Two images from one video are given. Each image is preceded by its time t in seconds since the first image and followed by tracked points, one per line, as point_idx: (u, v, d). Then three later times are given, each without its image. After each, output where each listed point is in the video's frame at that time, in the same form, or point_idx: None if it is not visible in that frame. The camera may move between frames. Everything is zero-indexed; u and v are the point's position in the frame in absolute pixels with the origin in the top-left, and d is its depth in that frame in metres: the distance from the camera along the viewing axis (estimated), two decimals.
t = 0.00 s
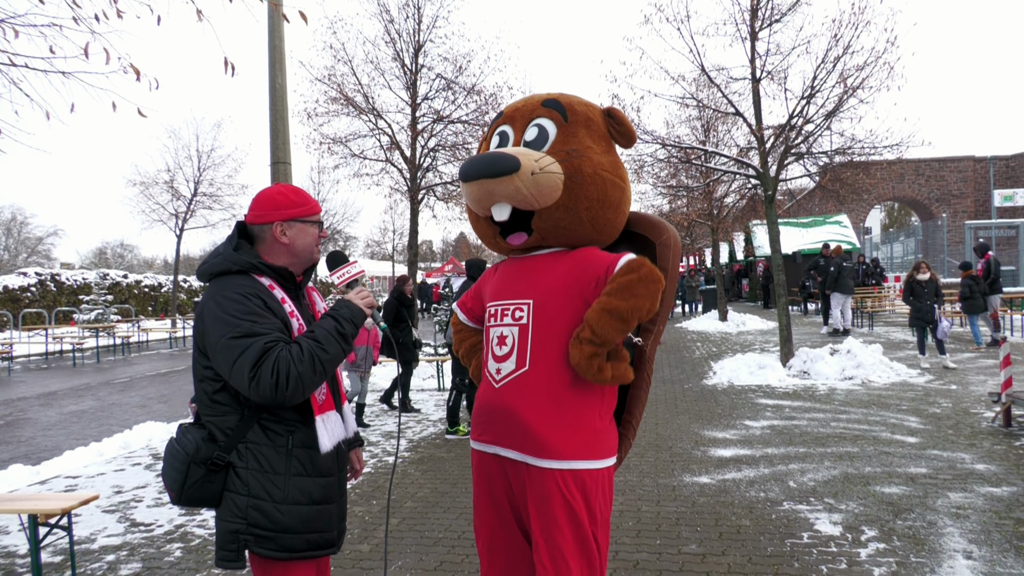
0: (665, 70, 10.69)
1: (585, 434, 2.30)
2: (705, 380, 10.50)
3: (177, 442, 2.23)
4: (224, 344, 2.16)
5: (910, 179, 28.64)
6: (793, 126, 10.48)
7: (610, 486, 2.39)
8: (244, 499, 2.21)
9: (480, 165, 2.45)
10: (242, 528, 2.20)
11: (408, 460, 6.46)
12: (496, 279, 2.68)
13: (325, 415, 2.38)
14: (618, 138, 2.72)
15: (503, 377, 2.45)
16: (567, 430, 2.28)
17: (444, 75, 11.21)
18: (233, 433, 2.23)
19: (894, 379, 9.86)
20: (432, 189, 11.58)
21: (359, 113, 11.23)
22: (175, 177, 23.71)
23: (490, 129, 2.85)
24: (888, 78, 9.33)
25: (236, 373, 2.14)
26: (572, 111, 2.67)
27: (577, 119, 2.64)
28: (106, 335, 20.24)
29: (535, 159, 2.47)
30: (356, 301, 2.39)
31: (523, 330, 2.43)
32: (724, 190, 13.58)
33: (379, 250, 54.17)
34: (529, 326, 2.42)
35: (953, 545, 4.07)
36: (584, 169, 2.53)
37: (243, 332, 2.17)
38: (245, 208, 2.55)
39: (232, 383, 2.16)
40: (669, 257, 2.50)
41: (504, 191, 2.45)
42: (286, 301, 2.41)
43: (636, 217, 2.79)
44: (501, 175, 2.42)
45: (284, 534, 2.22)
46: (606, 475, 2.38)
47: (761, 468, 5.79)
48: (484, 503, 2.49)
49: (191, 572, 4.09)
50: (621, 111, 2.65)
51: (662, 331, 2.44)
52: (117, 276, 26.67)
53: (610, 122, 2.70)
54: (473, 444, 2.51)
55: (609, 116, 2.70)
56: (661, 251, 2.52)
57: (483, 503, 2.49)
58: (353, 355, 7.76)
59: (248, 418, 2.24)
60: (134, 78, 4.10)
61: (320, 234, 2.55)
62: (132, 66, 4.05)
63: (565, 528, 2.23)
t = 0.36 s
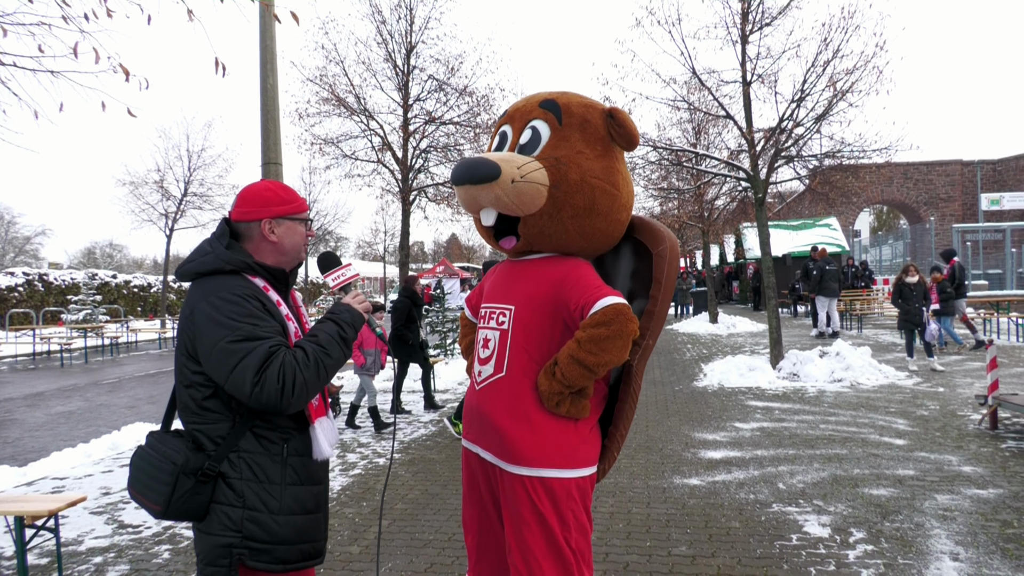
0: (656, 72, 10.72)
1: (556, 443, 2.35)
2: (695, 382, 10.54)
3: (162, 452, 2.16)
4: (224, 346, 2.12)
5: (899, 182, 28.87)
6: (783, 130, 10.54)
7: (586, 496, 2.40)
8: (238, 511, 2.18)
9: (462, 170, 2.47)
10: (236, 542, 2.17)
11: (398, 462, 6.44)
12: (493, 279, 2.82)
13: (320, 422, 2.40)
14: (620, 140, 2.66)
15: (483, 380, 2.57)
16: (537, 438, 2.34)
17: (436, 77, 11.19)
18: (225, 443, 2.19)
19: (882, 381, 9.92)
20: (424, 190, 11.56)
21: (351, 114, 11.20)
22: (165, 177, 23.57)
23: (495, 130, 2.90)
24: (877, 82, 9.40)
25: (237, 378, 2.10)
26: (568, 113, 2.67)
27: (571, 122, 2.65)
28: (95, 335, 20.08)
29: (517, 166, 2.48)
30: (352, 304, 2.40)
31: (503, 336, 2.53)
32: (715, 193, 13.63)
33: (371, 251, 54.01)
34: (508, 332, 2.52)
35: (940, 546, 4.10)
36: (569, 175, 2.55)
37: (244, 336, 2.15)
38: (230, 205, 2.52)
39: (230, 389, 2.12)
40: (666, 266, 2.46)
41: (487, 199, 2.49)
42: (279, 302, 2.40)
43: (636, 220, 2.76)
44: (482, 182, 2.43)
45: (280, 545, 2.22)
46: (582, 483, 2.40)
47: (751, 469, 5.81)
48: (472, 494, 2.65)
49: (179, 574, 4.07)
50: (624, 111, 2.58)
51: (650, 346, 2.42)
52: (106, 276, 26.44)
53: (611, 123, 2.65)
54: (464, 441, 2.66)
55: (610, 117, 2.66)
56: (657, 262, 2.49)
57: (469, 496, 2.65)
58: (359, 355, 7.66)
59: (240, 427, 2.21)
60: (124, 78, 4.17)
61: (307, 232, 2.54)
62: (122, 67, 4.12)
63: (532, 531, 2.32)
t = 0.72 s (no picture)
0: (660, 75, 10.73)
1: (561, 446, 2.34)
2: (697, 385, 10.52)
3: (171, 461, 2.14)
4: (229, 350, 2.11)
5: (902, 186, 28.84)
6: (786, 133, 10.54)
7: (590, 498, 2.41)
8: (254, 513, 2.19)
9: (467, 172, 2.46)
10: (254, 544, 2.19)
11: (400, 464, 6.44)
12: (497, 280, 2.82)
13: (327, 420, 2.45)
14: (624, 141, 2.67)
15: (487, 382, 2.57)
16: (542, 441, 2.34)
17: (439, 78, 11.20)
18: (235, 446, 2.19)
19: (885, 385, 9.90)
20: (427, 191, 11.57)
21: (354, 115, 11.21)
22: (169, 177, 23.64)
23: (498, 131, 2.90)
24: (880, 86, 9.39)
25: (241, 383, 2.09)
26: (572, 114, 2.67)
27: (575, 123, 2.65)
28: (97, 335, 20.11)
29: (521, 168, 2.48)
30: (353, 309, 2.40)
31: (507, 338, 2.54)
32: (717, 196, 13.62)
33: (373, 252, 54.03)
34: (512, 334, 2.53)
35: (942, 551, 4.09)
36: (574, 177, 2.55)
37: (248, 340, 2.13)
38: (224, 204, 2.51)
39: (233, 392, 2.11)
40: (670, 268, 2.46)
41: (491, 200, 2.48)
42: (281, 303, 2.41)
43: (639, 221, 2.76)
44: (487, 184, 2.42)
45: (297, 545, 2.24)
46: (586, 486, 2.39)
47: (753, 473, 5.80)
48: (474, 496, 2.65)
49: (181, 573, 4.07)
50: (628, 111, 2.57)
51: (655, 349, 2.42)
52: (109, 276, 26.50)
53: (615, 124, 2.66)
54: (466, 443, 2.66)
55: (615, 118, 2.66)
56: (661, 263, 2.49)
57: (473, 500, 2.65)
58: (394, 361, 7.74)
59: (249, 429, 2.21)
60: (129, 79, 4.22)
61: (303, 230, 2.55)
62: (127, 67, 4.18)
63: (536, 534, 2.32)
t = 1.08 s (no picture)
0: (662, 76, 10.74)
1: (563, 447, 2.34)
2: (699, 387, 10.50)
3: (167, 464, 2.14)
4: (221, 357, 2.11)
5: (904, 187, 28.80)
6: (788, 134, 10.54)
7: (592, 499, 2.41)
8: (250, 516, 2.20)
9: (468, 176, 2.46)
10: (250, 547, 2.19)
11: (401, 465, 6.44)
12: (500, 281, 2.83)
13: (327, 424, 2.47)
14: (625, 142, 2.68)
15: (489, 382, 2.58)
16: (545, 441, 2.34)
17: (441, 80, 11.21)
18: (231, 449, 2.19)
19: (887, 387, 9.89)
20: (429, 193, 11.57)
21: (356, 117, 11.22)
22: (171, 178, 23.69)
23: (499, 134, 2.90)
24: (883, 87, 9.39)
25: (233, 388, 2.09)
26: (573, 116, 2.68)
27: (576, 125, 2.65)
28: (100, 335, 20.13)
29: (522, 171, 2.48)
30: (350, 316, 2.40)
31: (511, 339, 2.54)
32: (719, 198, 13.61)
33: (375, 253, 54.02)
34: (516, 334, 2.53)
35: (945, 553, 4.08)
36: (575, 179, 2.55)
37: (241, 345, 2.13)
38: (234, 204, 2.52)
39: (226, 397, 2.11)
40: (674, 271, 2.46)
41: (493, 205, 2.48)
42: (277, 307, 2.41)
43: (643, 224, 2.76)
44: (489, 188, 2.42)
45: (294, 547, 2.25)
46: (588, 488, 2.39)
47: (755, 475, 5.79)
48: (475, 496, 2.65)
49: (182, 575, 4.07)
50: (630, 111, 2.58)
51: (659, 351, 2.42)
52: (111, 276, 26.55)
53: (617, 125, 2.66)
54: (468, 442, 2.66)
55: (616, 118, 2.66)
56: (665, 267, 2.48)
57: (474, 500, 2.65)
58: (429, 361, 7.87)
59: (245, 433, 2.21)
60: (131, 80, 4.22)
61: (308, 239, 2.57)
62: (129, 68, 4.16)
63: (538, 534, 2.31)
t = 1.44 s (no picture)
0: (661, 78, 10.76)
1: (563, 449, 2.34)
2: (699, 388, 10.50)
3: (160, 472, 2.10)
4: (217, 361, 2.11)
5: (904, 188, 28.84)
6: (787, 136, 10.55)
7: (591, 501, 2.41)
8: (247, 524, 2.20)
9: (472, 180, 2.46)
10: (246, 556, 2.19)
11: (401, 467, 6.44)
12: (502, 281, 2.83)
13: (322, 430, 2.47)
14: (636, 151, 2.65)
15: (489, 384, 2.58)
16: (544, 443, 2.34)
17: (440, 81, 11.22)
18: (227, 456, 2.19)
19: (887, 388, 9.88)
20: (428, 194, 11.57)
21: (356, 118, 11.23)
22: (171, 181, 23.71)
23: (508, 134, 2.90)
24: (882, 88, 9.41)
25: (232, 393, 2.09)
26: (583, 122, 2.67)
27: (586, 132, 2.65)
28: (99, 338, 20.13)
29: (528, 179, 2.48)
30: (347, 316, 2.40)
31: (511, 340, 2.55)
32: (719, 199, 13.62)
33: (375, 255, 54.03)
34: (517, 335, 2.53)
35: (946, 554, 4.08)
36: (580, 188, 2.56)
37: (240, 349, 2.13)
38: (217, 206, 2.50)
39: (224, 402, 2.11)
40: (676, 277, 2.40)
41: (496, 211, 2.50)
42: (273, 310, 2.41)
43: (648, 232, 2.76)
44: (492, 196, 2.43)
45: (291, 555, 2.26)
46: (586, 490, 2.39)
47: (755, 476, 5.79)
48: (475, 498, 2.65)
49: None
50: (641, 121, 2.55)
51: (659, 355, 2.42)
52: (111, 279, 26.55)
53: (629, 133, 2.63)
54: (469, 443, 2.66)
55: (628, 126, 2.64)
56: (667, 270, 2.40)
57: (473, 501, 2.65)
58: (456, 363, 8.02)
59: (240, 439, 2.21)
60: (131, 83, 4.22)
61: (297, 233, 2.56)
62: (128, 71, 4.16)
63: (537, 536, 2.32)
